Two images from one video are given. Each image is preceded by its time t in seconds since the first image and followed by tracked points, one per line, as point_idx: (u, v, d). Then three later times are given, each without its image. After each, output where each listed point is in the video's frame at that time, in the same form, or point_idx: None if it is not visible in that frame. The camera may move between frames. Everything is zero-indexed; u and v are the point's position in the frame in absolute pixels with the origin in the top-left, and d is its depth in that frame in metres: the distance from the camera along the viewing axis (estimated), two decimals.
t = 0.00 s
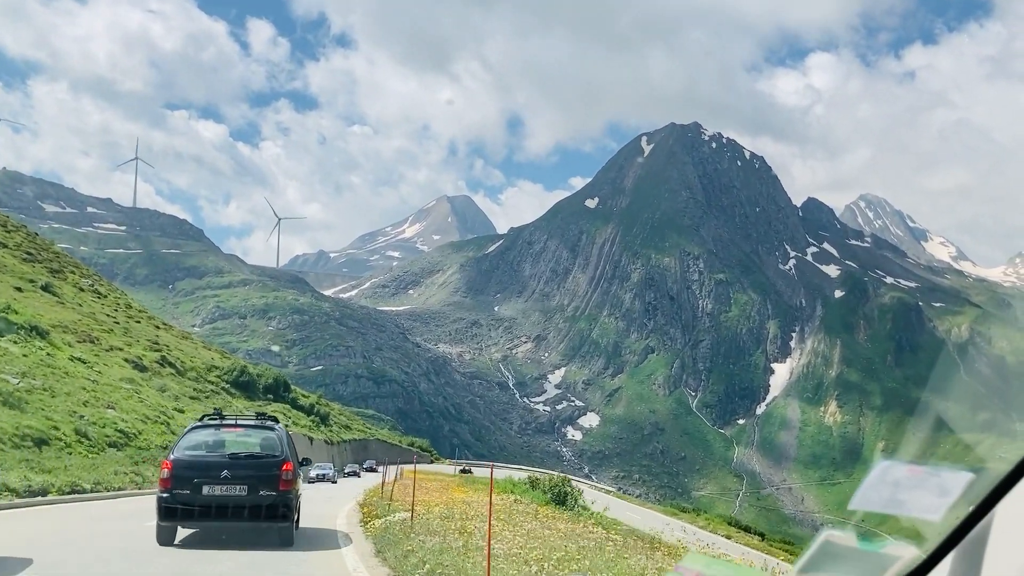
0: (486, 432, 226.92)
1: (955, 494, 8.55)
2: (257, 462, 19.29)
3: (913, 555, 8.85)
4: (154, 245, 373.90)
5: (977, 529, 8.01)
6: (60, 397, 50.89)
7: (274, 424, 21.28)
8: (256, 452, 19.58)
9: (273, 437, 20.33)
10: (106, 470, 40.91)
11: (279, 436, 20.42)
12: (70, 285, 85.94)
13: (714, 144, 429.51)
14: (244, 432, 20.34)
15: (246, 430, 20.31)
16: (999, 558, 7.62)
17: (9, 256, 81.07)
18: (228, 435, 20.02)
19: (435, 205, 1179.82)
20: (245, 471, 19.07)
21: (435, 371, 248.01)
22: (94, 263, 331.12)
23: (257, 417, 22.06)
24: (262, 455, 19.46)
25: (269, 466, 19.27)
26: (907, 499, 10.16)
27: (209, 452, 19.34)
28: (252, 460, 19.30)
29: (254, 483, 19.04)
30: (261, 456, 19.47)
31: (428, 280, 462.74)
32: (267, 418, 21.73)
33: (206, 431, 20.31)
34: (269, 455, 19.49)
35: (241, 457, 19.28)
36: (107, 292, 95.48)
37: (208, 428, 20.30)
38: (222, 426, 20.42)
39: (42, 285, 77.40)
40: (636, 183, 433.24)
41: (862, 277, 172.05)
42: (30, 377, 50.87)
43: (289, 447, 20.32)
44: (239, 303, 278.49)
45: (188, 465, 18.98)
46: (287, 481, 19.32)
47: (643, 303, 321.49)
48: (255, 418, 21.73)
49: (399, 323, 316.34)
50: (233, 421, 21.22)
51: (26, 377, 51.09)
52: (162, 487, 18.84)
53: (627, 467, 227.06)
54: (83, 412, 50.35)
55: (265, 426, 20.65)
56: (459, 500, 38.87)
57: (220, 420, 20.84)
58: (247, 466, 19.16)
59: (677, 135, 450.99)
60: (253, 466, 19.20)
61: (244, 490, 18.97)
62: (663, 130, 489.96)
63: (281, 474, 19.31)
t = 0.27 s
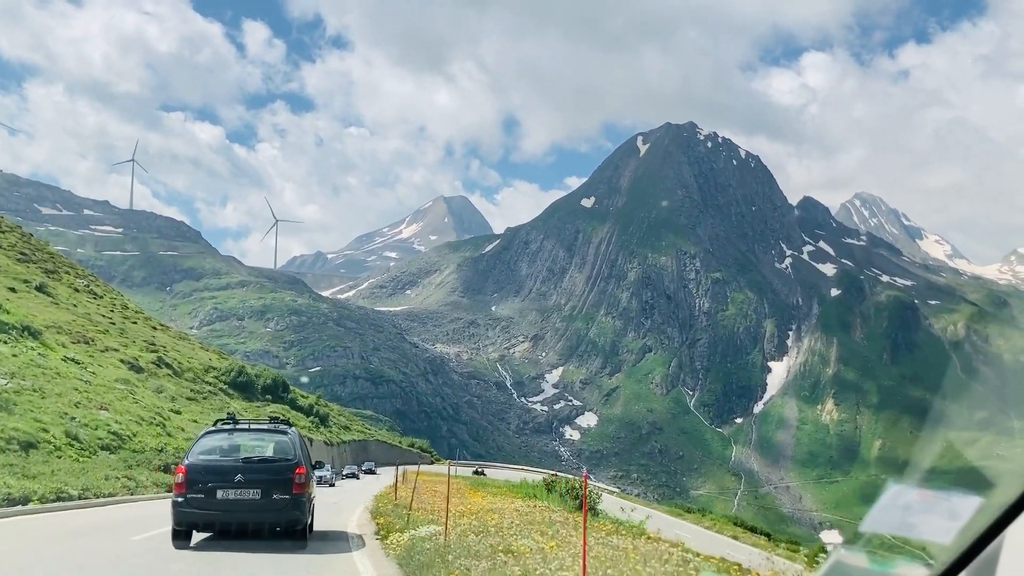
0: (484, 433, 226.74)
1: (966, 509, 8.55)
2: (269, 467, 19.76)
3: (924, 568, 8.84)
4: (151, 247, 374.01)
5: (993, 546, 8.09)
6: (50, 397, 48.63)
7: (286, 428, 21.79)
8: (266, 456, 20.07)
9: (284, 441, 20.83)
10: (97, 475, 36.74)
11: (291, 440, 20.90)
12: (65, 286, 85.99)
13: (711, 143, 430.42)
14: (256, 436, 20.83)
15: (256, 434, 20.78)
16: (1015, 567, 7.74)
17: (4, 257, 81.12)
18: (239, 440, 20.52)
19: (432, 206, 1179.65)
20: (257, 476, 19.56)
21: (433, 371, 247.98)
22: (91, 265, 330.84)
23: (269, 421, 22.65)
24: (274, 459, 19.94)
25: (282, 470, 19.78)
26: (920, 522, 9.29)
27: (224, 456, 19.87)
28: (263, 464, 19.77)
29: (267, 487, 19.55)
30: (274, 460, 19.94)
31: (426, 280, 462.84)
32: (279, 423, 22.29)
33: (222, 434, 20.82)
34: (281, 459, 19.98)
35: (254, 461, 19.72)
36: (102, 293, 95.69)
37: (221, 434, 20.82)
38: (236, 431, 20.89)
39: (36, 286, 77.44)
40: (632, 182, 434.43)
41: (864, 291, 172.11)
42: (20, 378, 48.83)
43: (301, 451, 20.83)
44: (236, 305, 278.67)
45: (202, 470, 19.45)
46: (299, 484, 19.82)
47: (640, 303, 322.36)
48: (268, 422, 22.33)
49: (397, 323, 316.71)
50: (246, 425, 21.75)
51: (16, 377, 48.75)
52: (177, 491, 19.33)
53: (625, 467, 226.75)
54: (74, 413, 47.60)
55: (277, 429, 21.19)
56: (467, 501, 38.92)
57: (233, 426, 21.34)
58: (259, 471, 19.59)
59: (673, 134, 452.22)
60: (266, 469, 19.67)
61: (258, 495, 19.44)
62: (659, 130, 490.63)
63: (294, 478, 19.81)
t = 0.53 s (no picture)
0: (481, 434, 225.15)
1: (972, 507, 9.25)
2: (283, 471, 19.15)
3: (928, 563, 9.59)
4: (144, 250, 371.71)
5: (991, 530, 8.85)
6: (37, 400, 46.40)
7: (299, 433, 21.19)
8: (281, 460, 19.48)
9: (298, 446, 20.27)
10: (79, 482, 34.67)
11: (305, 445, 20.35)
12: (56, 286, 84.53)
13: (707, 142, 430.07)
14: (269, 441, 20.28)
15: (270, 439, 20.23)
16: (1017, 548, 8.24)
17: None
18: (252, 446, 19.94)
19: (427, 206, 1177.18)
20: (272, 478, 18.96)
21: (430, 373, 246.47)
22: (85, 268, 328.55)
23: (283, 427, 22.11)
24: (288, 464, 19.33)
25: (296, 474, 19.17)
26: (925, 518, 10.18)
27: (237, 462, 19.28)
28: (277, 468, 19.16)
29: (281, 491, 18.92)
30: (288, 463, 19.36)
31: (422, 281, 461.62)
32: (293, 427, 21.74)
33: (235, 439, 20.31)
34: (295, 463, 19.39)
35: (268, 466, 19.13)
36: (95, 294, 94.22)
37: (236, 438, 20.30)
38: (249, 435, 20.37)
39: (26, 286, 75.98)
40: (628, 182, 434.02)
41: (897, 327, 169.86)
42: (5, 380, 46.96)
43: (314, 455, 20.26)
44: (231, 307, 276.84)
45: (215, 475, 18.85)
46: (313, 488, 19.25)
47: (637, 302, 317.75)
48: (280, 428, 21.79)
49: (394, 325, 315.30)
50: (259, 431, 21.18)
51: None
52: (191, 496, 18.72)
53: (624, 467, 225.23)
54: (61, 415, 45.65)
55: (291, 434, 20.64)
56: (478, 506, 37.98)
57: (245, 431, 20.82)
58: (273, 475, 19.02)
59: (668, 133, 451.75)
60: (280, 474, 19.07)
61: (271, 498, 18.83)
62: (655, 129, 489.65)
63: (309, 482, 19.20)
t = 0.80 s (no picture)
0: (479, 436, 224.80)
1: (982, 536, 11.93)
2: (298, 476, 19.66)
3: None
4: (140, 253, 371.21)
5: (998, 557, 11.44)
6: (22, 403, 45.69)
7: (315, 440, 21.66)
8: (295, 465, 19.95)
9: (313, 450, 20.77)
10: (62, 487, 33.48)
11: (320, 450, 20.81)
12: (49, 288, 84.21)
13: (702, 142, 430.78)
14: (285, 448, 20.75)
15: (285, 444, 20.72)
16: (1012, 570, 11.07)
17: None
18: (268, 452, 20.44)
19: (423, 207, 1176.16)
20: (287, 484, 19.46)
21: (427, 375, 246.28)
22: (80, 272, 327.82)
23: (297, 433, 22.58)
24: (303, 469, 19.84)
25: (311, 479, 19.68)
26: (937, 547, 13.12)
27: (252, 467, 19.79)
28: (292, 473, 19.69)
29: (297, 496, 19.42)
30: (302, 469, 19.86)
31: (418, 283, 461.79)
32: (307, 434, 22.21)
33: (251, 445, 20.81)
34: (310, 469, 19.90)
35: (283, 471, 19.64)
36: (89, 296, 93.88)
37: (251, 444, 20.82)
38: (265, 443, 20.90)
39: (19, 288, 75.74)
40: (624, 183, 435.02)
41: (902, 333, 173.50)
42: None
43: (329, 459, 20.73)
44: (228, 311, 276.38)
45: (232, 481, 19.36)
46: (328, 493, 19.70)
47: (634, 303, 317.51)
48: (295, 433, 22.26)
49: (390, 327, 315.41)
50: (274, 437, 21.63)
51: None
52: (207, 503, 19.24)
53: (622, 468, 225.03)
54: (49, 419, 45.13)
55: (306, 440, 21.13)
56: (491, 509, 38.14)
57: (260, 438, 21.28)
58: (289, 481, 19.52)
59: (664, 134, 452.49)
60: (296, 479, 19.60)
61: (287, 503, 19.34)
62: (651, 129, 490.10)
63: (323, 487, 19.69)
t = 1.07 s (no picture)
0: (475, 438, 224.44)
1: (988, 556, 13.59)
2: (312, 482, 21.23)
3: None
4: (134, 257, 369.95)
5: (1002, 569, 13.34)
6: (5, 406, 45.27)
7: (327, 447, 23.19)
8: (308, 471, 21.51)
9: (326, 456, 22.34)
10: (42, 496, 32.59)
11: (332, 455, 22.38)
12: (40, 290, 83.88)
13: (697, 143, 431.68)
14: (297, 453, 22.30)
15: (300, 450, 22.29)
16: None
17: None
18: (282, 459, 22.00)
19: (417, 209, 1174.08)
20: (301, 489, 21.03)
21: (423, 378, 245.98)
22: (74, 276, 326.56)
23: (310, 439, 24.13)
24: (316, 474, 21.41)
25: (324, 485, 21.24)
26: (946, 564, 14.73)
27: (268, 473, 21.33)
28: (306, 479, 21.25)
29: (310, 501, 20.95)
30: (315, 475, 21.41)
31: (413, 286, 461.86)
32: (319, 440, 23.76)
33: (267, 452, 22.39)
34: (323, 474, 21.46)
35: (298, 478, 21.19)
36: (81, 298, 93.50)
37: (267, 450, 22.38)
38: (279, 449, 22.45)
39: (9, 290, 75.42)
40: (619, 184, 435.84)
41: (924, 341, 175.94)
42: None
43: (341, 465, 22.27)
44: (223, 314, 275.62)
45: (247, 486, 21.00)
46: (341, 497, 21.26)
47: (629, 304, 317.60)
48: (308, 440, 23.82)
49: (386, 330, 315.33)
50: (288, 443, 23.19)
51: None
52: (225, 507, 20.83)
53: (619, 470, 224.92)
54: (33, 422, 44.79)
55: (319, 447, 22.69)
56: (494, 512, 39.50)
57: (277, 444, 22.87)
58: (303, 486, 21.08)
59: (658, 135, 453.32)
60: (309, 484, 21.14)
61: (301, 508, 20.87)
62: (645, 131, 491.22)
63: (337, 492, 21.25)
